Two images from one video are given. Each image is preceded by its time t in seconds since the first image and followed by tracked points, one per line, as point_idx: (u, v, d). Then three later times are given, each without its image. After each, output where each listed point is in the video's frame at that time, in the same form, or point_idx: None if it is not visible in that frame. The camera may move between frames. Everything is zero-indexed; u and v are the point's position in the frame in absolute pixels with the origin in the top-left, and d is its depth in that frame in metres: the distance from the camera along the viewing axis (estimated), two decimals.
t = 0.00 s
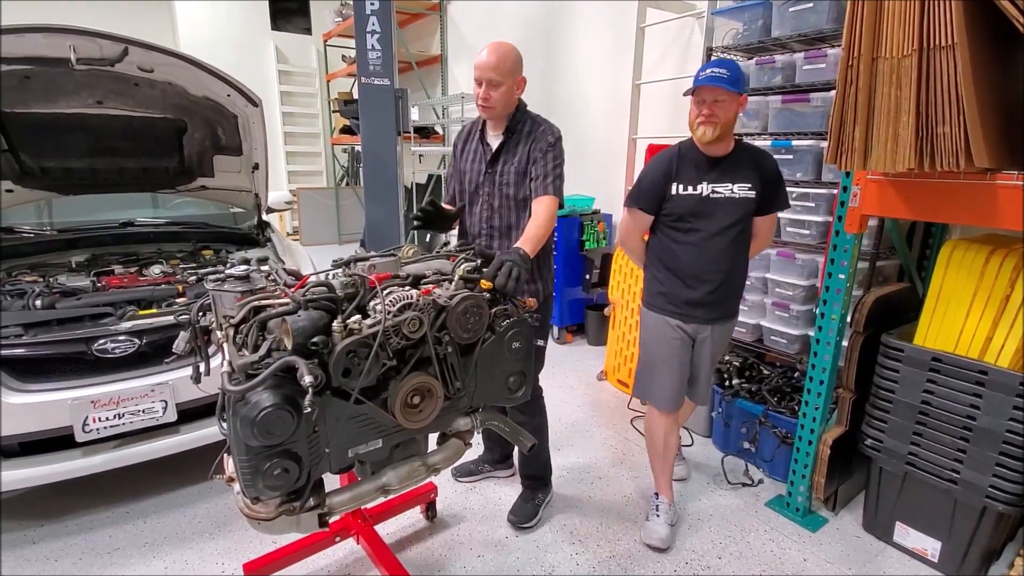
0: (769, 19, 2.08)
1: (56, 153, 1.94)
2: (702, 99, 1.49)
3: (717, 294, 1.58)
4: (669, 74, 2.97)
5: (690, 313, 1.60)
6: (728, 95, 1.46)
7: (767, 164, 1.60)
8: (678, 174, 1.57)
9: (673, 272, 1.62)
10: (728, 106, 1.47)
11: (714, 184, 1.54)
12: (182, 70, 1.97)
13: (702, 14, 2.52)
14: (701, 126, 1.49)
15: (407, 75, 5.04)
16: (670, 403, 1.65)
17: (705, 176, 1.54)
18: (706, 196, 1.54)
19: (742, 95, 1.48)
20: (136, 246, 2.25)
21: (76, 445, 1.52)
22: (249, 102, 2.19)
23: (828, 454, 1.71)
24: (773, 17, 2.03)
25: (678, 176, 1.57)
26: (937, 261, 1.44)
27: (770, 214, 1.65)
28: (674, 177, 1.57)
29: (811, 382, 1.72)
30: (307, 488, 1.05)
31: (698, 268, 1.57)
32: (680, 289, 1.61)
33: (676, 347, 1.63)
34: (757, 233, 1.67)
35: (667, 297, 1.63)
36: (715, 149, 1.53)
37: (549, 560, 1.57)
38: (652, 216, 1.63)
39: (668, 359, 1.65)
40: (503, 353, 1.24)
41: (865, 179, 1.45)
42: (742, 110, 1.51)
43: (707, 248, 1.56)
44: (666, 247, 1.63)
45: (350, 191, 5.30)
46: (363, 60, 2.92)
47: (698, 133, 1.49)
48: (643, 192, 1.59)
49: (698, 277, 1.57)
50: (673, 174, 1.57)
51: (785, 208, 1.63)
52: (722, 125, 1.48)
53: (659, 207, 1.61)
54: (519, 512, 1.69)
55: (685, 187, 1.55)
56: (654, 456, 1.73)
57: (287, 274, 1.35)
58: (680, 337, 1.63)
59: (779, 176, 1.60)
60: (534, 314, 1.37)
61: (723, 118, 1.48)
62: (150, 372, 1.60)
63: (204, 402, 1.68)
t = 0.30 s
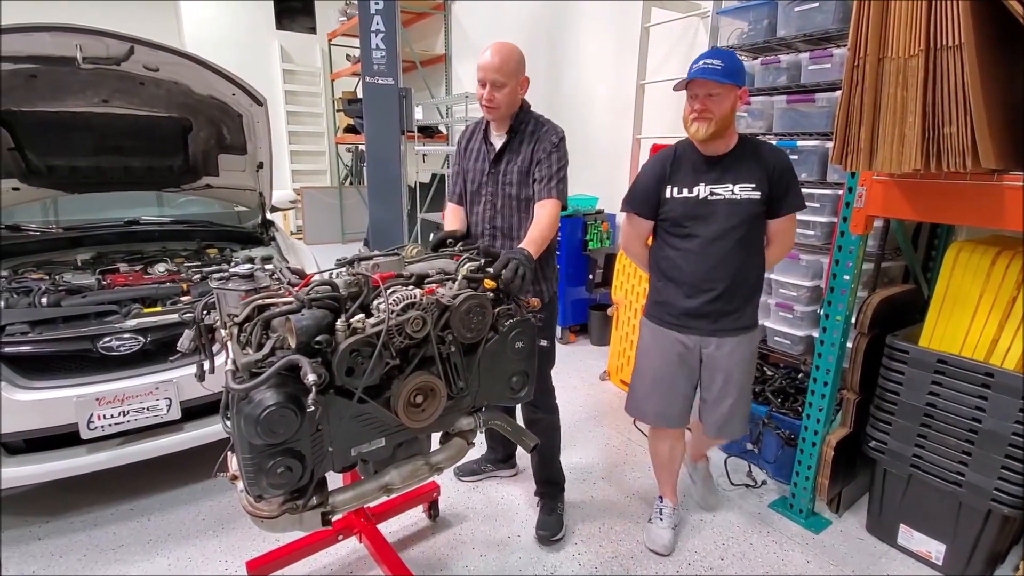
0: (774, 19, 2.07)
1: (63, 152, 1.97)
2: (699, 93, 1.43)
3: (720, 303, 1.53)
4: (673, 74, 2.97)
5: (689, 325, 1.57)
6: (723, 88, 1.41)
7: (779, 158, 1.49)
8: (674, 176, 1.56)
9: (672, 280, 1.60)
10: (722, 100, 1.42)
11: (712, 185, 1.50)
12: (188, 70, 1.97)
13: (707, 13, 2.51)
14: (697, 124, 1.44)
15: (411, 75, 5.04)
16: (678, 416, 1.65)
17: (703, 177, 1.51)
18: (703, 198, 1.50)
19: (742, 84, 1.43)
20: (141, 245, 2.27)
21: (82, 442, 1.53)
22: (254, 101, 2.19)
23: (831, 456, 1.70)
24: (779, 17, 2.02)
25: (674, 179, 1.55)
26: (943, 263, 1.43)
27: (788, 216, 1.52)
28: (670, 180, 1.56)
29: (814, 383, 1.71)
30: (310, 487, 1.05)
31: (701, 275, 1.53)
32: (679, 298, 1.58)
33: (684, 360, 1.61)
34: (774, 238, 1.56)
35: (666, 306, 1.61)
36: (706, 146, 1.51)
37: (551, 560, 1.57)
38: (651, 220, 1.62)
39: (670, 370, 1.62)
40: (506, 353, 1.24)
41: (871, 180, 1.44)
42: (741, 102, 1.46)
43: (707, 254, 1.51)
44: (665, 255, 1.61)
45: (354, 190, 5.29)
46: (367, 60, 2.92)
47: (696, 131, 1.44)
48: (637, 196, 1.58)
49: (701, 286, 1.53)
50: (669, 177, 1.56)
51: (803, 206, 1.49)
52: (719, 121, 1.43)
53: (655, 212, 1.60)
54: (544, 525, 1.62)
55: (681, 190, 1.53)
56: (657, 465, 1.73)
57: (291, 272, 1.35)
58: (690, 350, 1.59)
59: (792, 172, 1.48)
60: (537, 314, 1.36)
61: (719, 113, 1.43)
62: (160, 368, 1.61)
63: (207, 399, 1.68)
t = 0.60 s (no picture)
0: (778, 19, 2.06)
1: (66, 151, 1.92)
2: (718, 90, 1.34)
3: (728, 312, 1.43)
4: (676, 74, 2.96)
5: (699, 333, 1.49)
6: (742, 85, 1.33)
7: (794, 149, 1.35)
8: (674, 181, 1.50)
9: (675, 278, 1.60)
10: (743, 98, 1.34)
11: (715, 186, 1.42)
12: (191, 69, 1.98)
13: (709, 13, 2.51)
14: (716, 123, 1.34)
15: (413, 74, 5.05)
16: (692, 436, 1.60)
17: (703, 179, 1.44)
18: (704, 201, 1.43)
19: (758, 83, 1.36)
20: (144, 244, 2.28)
21: (84, 441, 1.53)
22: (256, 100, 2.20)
23: (834, 456, 1.70)
24: (782, 17, 2.02)
25: (675, 183, 1.49)
26: (947, 263, 1.42)
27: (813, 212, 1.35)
28: (671, 185, 1.51)
29: (817, 384, 1.71)
30: (312, 486, 1.06)
31: (705, 282, 1.45)
32: (689, 307, 1.51)
33: (699, 373, 1.52)
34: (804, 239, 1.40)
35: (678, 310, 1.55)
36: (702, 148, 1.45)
37: (552, 560, 1.57)
38: (663, 227, 1.59)
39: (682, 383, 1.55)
40: (508, 352, 1.24)
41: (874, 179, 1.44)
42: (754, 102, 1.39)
43: (709, 260, 1.44)
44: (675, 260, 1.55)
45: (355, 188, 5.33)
46: (369, 59, 2.92)
47: (715, 130, 1.34)
48: (643, 199, 1.57)
49: (709, 294, 1.45)
50: (670, 182, 1.51)
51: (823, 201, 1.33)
52: (736, 120, 1.35)
53: (660, 216, 1.57)
54: (549, 529, 1.61)
55: (682, 195, 1.47)
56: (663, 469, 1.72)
57: (293, 272, 1.35)
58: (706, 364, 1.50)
59: (806, 163, 1.33)
60: (539, 314, 1.36)
61: (737, 111, 1.34)
62: (162, 367, 1.61)
63: (209, 399, 1.68)
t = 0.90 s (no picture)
0: (779, 19, 2.07)
1: (68, 152, 1.98)
2: (773, 101, 1.21)
3: (766, 352, 1.31)
4: (677, 74, 2.96)
5: (741, 372, 1.36)
6: (799, 97, 1.20)
7: (846, 168, 1.17)
8: (714, 202, 1.39)
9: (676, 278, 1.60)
10: (797, 112, 1.21)
11: (752, 211, 1.29)
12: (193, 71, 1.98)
13: (711, 13, 2.50)
14: (766, 140, 1.21)
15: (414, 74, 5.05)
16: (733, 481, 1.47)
17: (741, 202, 1.31)
18: (740, 226, 1.31)
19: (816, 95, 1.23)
20: (145, 244, 2.28)
21: (87, 440, 1.54)
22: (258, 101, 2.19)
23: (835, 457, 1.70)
24: (783, 17, 2.02)
25: (713, 204, 1.38)
26: (948, 264, 1.42)
27: (871, 245, 1.16)
28: (710, 207, 1.40)
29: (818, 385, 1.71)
30: (313, 486, 1.06)
31: (741, 316, 1.34)
32: (725, 341, 1.40)
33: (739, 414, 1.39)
34: (870, 272, 1.20)
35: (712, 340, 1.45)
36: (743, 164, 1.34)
37: (552, 560, 1.57)
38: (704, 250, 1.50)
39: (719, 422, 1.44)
40: (509, 353, 1.24)
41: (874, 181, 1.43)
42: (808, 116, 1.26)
43: (740, 293, 1.32)
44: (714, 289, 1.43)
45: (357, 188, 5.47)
46: (371, 60, 2.92)
47: (766, 147, 1.21)
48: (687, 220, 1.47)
49: (740, 330, 1.35)
50: (710, 203, 1.40)
51: (879, 235, 1.14)
52: (789, 137, 1.21)
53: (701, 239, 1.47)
54: (550, 530, 1.61)
55: (718, 218, 1.36)
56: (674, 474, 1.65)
57: (295, 272, 1.35)
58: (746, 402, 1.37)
59: (859, 189, 1.14)
60: (539, 314, 1.36)
61: (790, 127, 1.21)
62: (163, 367, 1.61)
63: (210, 398, 1.68)
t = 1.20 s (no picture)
0: (779, 19, 2.06)
1: (68, 152, 1.97)
2: (982, 115, 0.73)
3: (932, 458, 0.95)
4: (677, 75, 2.96)
5: (880, 464, 1.04)
6: None
7: None
8: (880, 249, 1.04)
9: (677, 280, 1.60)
10: None
11: (941, 269, 0.91)
12: (193, 71, 1.98)
13: (711, 14, 2.50)
14: (971, 171, 0.74)
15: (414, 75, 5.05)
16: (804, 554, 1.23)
17: (922, 256, 0.95)
18: (916, 291, 0.94)
19: None
20: (146, 245, 2.28)
21: (88, 441, 1.54)
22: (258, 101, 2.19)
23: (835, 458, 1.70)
24: (784, 17, 2.01)
25: (872, 255, 1.04)
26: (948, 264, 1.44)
27: None
28: (872, 254, 1.05)
29: (818, 386, 1.71)
30: (314, 486, 1.06)
31: (897, 405, 0.98)
32: (867, 423, 1.06)
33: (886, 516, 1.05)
34: None
35: (849, 406, 1.11)
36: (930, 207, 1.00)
37: (552, 560, 1.57)
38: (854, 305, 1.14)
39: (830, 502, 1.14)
40: (509, 354, 1.24)
41: (875, 181, 1.41)
42: None
43: (905, 376, 0.96)
44: (864, 356, 1.05)
45: (356, 188, 5.40)
46: (371, 60, 2.93)
47: (972, 180, 0.74)
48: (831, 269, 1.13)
49: (897, 421, 0.99)
50: (869, 251, 1.06)
51: None
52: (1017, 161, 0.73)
53: (851, 295, 1.12)
54: (550, 530, 1.62)
55: (884, 274, 1.00)
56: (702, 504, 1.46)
57: (295, 273, 1.35)
58: (893, 505, 1.03)
59: None
60: (540, 315, 1.36)
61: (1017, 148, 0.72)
62: (164, 367, 1.61)
63: (211, 399, 1.68)
